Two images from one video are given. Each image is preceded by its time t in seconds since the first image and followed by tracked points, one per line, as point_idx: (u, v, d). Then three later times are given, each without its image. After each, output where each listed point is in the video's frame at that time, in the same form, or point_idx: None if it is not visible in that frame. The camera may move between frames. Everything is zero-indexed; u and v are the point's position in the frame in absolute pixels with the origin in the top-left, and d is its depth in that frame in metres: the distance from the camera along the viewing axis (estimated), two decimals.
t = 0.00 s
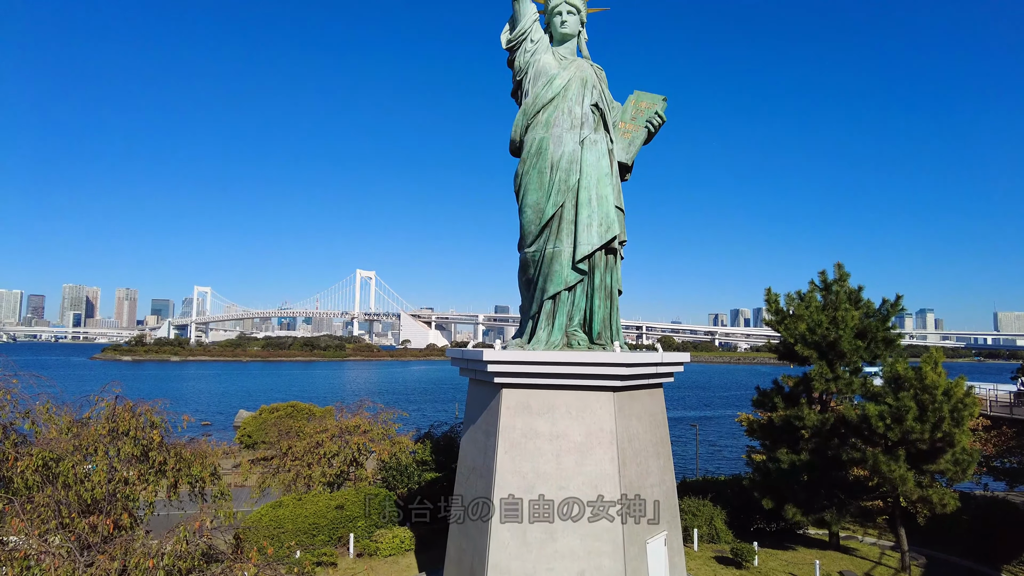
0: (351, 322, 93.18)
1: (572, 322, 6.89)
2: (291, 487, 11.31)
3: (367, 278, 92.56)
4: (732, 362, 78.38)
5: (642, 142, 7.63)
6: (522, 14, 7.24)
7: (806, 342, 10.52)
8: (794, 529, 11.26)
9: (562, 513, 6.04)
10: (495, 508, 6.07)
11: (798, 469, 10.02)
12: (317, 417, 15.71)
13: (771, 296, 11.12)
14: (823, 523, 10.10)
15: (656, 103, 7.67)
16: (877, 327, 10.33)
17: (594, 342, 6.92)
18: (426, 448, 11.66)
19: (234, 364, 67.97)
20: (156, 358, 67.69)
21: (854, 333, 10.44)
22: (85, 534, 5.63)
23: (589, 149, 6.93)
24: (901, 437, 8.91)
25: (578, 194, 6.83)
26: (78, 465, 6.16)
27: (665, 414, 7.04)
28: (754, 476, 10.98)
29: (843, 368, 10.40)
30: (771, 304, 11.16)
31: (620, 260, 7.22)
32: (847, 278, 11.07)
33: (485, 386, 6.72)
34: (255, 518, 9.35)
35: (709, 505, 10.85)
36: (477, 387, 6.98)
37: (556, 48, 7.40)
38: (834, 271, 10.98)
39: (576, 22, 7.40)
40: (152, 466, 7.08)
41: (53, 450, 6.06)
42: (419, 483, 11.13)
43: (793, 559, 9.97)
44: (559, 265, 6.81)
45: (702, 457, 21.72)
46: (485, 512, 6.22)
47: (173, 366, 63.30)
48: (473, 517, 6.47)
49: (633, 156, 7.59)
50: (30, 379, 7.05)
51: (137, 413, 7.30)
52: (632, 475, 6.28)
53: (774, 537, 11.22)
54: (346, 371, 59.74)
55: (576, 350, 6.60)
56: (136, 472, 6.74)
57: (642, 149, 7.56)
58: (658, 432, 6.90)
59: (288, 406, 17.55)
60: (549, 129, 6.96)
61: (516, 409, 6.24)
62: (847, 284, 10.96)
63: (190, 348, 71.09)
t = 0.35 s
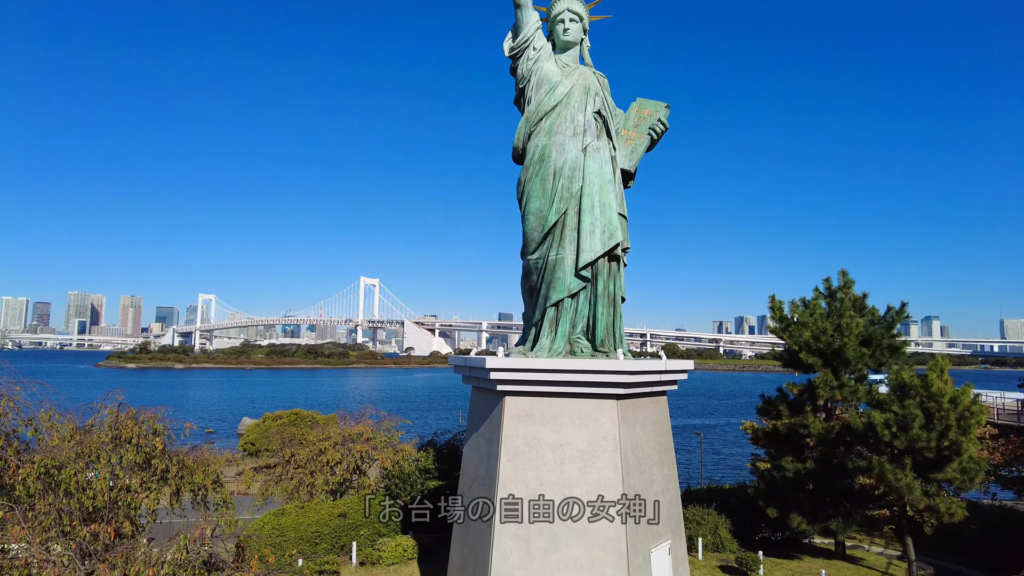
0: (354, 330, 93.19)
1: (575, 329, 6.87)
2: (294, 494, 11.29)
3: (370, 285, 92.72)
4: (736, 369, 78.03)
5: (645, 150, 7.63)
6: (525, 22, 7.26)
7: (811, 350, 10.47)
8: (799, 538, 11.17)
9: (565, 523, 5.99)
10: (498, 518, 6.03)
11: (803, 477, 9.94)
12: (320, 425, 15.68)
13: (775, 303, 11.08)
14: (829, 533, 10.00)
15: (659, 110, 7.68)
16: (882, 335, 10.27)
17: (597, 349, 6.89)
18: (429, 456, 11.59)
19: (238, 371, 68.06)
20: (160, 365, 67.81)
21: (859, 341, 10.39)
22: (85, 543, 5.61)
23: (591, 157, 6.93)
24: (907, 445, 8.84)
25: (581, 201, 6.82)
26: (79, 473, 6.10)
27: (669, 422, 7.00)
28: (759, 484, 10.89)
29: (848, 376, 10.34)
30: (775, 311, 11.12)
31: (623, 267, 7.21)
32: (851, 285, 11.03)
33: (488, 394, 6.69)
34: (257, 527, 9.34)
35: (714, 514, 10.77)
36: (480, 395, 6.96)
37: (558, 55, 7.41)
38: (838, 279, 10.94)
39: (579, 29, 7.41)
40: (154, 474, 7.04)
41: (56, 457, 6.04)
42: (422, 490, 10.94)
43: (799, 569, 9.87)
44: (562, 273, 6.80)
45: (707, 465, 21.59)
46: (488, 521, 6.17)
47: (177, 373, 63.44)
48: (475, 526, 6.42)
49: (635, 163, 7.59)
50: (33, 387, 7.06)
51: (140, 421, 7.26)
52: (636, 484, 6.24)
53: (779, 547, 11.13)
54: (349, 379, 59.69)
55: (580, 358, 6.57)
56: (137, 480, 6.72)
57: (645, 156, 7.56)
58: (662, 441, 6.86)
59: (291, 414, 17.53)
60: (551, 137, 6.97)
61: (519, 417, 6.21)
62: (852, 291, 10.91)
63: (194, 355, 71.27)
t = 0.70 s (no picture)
0: (358, 340, 93.23)
1: (579, 339, 6.86)
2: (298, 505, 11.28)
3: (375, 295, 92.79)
4: (741, 380, 77.68)
5: (648, 160, 7.66)
6: (529, 34, 7.31)
7: (816, 360, 10.42)
8: (806, 550, 11.10)
9: (569, 534, 5.96)
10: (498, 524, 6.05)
11: (809, 489, 9.85)
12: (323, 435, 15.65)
13: (780, 313, 11.05)
14: (835, 545, 9.90)
15: (662, 121, 7.71)
16: (887, 345, 10.23)
17: (601, 360, 6.89)
18: (432, 467, 11.56)
19: (242, 382, 68.05)
20: (165, 376, 67.91)
21: (864, 351, 10.34)
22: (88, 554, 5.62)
23: (595, 167, 6.96)
24: (914, 456, 8.77)
25: (585, 211, 6.84)
26: (83, 483, 6.10)
27: (674, 433, 6.97)
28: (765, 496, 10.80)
29: (853, 386, 10.29)
30: (780, 322, 11.09)
31: (627, 277, 7.21)
32: (856, 295, 11.00)
33: (492, 404, 6.67)
34: (260, 539, 9.31)
35: (719, 525, 10.67)
36: (484, 406, 6.94)
37: (562, 67, 7.47)
38: (843, 289, 10.91)
39: (582, 41, 7.46)
40: (157, 485, 7.02)
41: (60, 467, 6.04)
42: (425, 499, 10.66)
43: None
44: (566, 283, 6.80)
45: (712, 477, 21.45)
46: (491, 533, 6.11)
47: (181, 383, 63.43)
48: (479, 537, 6.39)
49: (639, 174, 7.61)
50: (37, 397, 7.06)
51: (144, 431, 7.23)
52: (641, 495, 6.21)
53: (786, 559, 11.05)
54: (353, 389, 59.66)
55: (584, 368, 6.56)
56: (140, 490, 6.71)
57: (648, 167, 7.58)
58: (667, 452, 6.84)
59: (295, 424, 17.49)
60: (555, 147, 7.00)
61: (523, 428, 6.19)
62: (856, 301, 10.89)
63: (198, 365, 71.38)
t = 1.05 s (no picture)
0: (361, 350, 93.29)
1: (582, 349, 6.85)
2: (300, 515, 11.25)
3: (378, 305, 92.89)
4: (745, 390, 77.33)
5: (651, 170, 7.66)
6: (532, 45, 7.35)
7: (820, 370, 10.37)
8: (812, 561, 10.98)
9: (573, 546, 5.92)
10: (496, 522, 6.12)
11: (814, 499, 9.77)
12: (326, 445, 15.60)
13: (784, 323, 11.03)
14: (841, 557, 9.79)
15: (664, 131, 7.73)
16: (892, 355, 10.18)
17: (605, 370, 6.86)
18: (435, 478, 11.45)
19: (245, 391, 68.07)
20: (168, 385, 67.96)
21: (869, 361, 10.29)
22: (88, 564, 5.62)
23: (598, 177, 6.97)
24: (920, 467, 8.69)
25: (588, 221, 6.85)
26: (84, 493, 6.11)
27: (678, 444, 6.93)
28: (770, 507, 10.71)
29: (858, 397, 10.23)
30: (784, 331, 11.05)
31: (630, 287, 7.21)
32: (859, 305, 10.97)
33: (495, 415, 6.65)
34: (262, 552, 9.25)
35: (723, 536, 10.59)
36: (487, 416, 6.91)
37: (564, 78, 7.50)
38: (847, 298, 10.88)
39: (584, 52, 7.49)
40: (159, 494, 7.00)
41: (62, 476, 6.05)
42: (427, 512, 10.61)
43: None
44: (569, 293, 6.79)
45: (717, 488, 21.30)
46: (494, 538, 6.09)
47: (184, 393, 63.47)
48: (482, 548, 6.34)
49: (642, 183, 7.62)
50: (40, 407, 7.04)
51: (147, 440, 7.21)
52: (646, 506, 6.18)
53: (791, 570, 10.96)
54: (356, 399, 59.57)
55: (587, 378, 6.54)
56: (142, 500, 6.70)
57: (651, 176, 7.59)
58: (671, 463, 6.80)
59: (297, 434, 17.44)
60: (558, 158, 7.02)
61: (526, 438, 6.16)
62: (860, 310, 10.86)
63: (202, 375, 71.49)
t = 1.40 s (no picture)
0: (363, 360, 93.18)
1: (584, 359, 6.83)
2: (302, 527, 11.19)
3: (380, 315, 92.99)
4: (747, 400, 77.03)
5: (652, 179, 7.68)
6: (533, 56, 7.40)
7: (823, 380, 10.33)
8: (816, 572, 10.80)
9: (575, 557, 5.87)
10: (496, 522, 6.19)
11: (819, 510, 9.67)
12: (327, 455, 15.56)
13: (786, 332, 10.99)
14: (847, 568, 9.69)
15: (665, 140, 7.76)
16: (896, 364, 10.13)
17: (607, 380, 6.84)
18: (436, 489, 11.49)
19: (246, 401, 68.03)
20: (169, 396, 67.90)
21: (872, 370, 10.25)
22: None
23: (599, 187, 6.99)
24: (925, 477, 8.62)
25: (589, 231, 6.85)
26: (85, 504, 6.10)
27: (681, 454, 6.89)
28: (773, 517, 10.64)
29: (861, 406, 10.17)
30: (786, 340, 11.02)
31: (632, 296, 7.20)
32: (863, 314, 10.94)
33: (497, 425, 6.62)
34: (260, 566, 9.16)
35: (727, 547, 10.51)
36: (489, 426, 6.89)
37: (566, 88, 7.53)
38: (850, 307, 10.85)
39: (586, 62, 7.53)
40: (160, 505, 6.97)
41: (62, 487, 6.03)
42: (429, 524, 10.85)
43: None
44: (571, 302, 6.79)
45: (720, 498, 21.16)
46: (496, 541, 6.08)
47: (186, 403, 63.43)
48: (484, 560, 6.30)
49: (643, 193, 7.64)
50: (41, 417, 7.02)
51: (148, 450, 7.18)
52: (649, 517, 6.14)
53: None
54: (358, 409, 59.48)
55: (589, 388, 6.52)
56: (142, 512, 6.67)
57: (652, 186, 7.61)
58: (674, 473, 6.76)
59: (298, 444, 17.39)
60: (559, 167, 7.03)
61: (528, 448, 6.13)
62: (863, 319, 10.83)
63: (203, 385, 71.48)
